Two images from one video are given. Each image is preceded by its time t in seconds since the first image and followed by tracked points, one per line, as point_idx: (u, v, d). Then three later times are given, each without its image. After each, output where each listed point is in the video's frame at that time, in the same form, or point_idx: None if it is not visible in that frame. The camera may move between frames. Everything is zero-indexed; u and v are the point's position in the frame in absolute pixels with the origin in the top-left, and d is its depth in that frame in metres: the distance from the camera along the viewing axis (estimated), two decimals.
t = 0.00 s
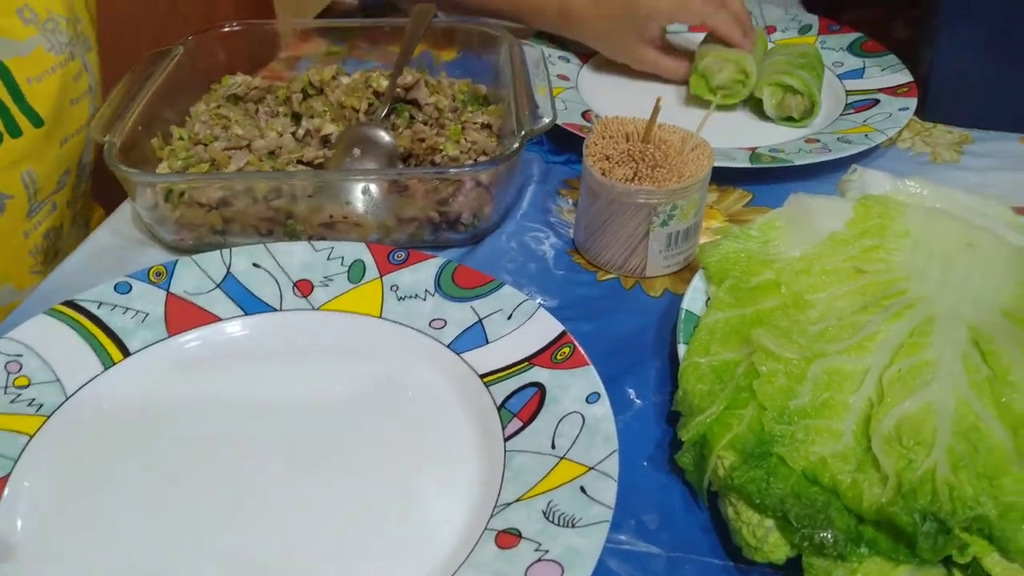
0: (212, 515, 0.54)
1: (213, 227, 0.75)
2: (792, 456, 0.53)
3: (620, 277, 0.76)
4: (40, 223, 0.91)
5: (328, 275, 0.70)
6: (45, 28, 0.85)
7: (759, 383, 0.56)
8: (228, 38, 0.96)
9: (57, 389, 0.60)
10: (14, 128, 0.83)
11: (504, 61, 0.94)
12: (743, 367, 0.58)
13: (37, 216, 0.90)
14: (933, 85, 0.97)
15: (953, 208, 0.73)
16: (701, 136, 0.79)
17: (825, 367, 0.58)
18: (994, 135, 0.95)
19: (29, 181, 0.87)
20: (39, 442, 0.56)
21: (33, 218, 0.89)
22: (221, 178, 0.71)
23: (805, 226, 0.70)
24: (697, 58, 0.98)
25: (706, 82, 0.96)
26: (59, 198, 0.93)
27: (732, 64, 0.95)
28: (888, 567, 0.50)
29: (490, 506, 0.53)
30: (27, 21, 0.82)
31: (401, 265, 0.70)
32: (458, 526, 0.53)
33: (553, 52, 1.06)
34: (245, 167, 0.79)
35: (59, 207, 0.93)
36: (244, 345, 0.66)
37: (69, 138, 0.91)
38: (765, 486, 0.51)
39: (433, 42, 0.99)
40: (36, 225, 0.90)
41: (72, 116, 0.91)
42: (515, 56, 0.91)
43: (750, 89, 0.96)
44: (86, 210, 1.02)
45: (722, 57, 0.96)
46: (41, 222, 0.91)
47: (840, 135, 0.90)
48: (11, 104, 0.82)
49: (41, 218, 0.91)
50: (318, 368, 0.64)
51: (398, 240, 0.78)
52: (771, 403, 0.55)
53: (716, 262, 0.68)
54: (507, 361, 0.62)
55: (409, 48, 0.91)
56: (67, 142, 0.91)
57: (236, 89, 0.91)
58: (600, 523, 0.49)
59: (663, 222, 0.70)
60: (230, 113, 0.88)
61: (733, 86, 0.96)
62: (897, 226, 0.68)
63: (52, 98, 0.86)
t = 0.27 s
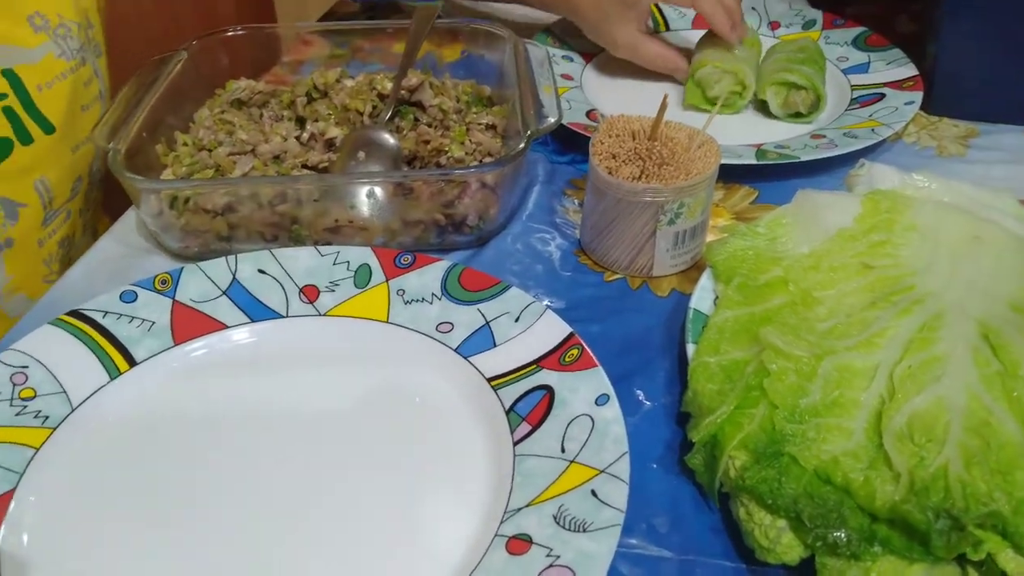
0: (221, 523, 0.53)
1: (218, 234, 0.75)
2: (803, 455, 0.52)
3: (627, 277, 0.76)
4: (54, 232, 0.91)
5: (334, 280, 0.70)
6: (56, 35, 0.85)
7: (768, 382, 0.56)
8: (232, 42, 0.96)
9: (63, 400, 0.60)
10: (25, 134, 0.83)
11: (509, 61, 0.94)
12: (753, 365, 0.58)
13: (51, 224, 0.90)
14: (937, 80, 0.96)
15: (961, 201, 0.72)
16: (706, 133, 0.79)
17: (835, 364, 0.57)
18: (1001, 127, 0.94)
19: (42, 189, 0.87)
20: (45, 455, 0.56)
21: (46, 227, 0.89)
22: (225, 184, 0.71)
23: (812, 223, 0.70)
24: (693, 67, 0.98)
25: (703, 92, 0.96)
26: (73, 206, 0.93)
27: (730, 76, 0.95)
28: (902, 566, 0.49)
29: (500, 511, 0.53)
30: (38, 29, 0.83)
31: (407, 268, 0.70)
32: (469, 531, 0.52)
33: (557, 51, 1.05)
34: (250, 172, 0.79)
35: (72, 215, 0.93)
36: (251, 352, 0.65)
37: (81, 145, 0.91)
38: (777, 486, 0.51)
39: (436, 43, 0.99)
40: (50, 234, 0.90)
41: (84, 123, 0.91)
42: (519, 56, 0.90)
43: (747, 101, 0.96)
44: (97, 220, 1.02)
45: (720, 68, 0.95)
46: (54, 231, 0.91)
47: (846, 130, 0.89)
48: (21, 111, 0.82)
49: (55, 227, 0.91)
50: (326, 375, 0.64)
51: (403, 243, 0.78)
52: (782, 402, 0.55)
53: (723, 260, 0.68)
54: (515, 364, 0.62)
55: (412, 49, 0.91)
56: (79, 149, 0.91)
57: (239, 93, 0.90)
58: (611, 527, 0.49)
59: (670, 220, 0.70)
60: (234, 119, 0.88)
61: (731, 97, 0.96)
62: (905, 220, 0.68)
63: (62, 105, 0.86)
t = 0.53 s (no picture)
0: (238, 524, 0.53)
1: (229, 233, 0.75)
2: (826, 449, 0.52)
3: (641, 272, 0.76)
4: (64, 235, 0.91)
5: (346, 278, 0.69)
6: (65, 40, 0.84)
7: (789, 375, 0.55)
8: (237, 42, 0.96)
9: (79, 401, 0.59)
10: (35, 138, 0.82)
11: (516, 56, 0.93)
12: (772, 359, 0.57)
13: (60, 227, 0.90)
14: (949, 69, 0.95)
15: (978, 191, 0.71)
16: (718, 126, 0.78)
17: (856, 357, 0.57)
18: (1014, 117, 0.93)
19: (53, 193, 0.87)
20: (62, 455, 0.56)
21: (57, 231, 0.89)
22: (235, 183, 0.70)
23: (827, 214, 0.69)
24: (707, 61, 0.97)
25: (716, 87, 0.96)
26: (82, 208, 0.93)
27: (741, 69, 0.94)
28: (929, 560, 0.49)
29: (520, 508, 0.52)
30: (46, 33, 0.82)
31: (420, 265, 0.70)
32: (487, 529, 0.52)
33: (564, 47, 1.05)
34: (259, 172, 0.79)
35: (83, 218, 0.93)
36: (264, 351, 0.65)
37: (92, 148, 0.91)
38: (801, 480, 0.50)
39: (442, 41, 0.98)
40: (60, 236, 0.90)
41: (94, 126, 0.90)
42: (527, 52, 0.90)
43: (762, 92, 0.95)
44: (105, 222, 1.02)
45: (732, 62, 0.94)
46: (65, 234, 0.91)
47: (858, 121, 0.89)
48: (31, 116, 0.81)
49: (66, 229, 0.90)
50: (341, 373, 0.63)
51: (415, 240, 0.77)
52: (803, 396, 0.54)
53: (739, 253, 0.67)
54: (531, 360, 0.61)
55: (419, 46, 0.91)
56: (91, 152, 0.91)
57: (247, 93, 0.90)
58: (634, 523, 0.48)
59: (684, 214, 0.70)
60: (242, 118, 0.87)
61: (744, 90, 0.95)
62: (923, 211, 0.67)
63: (71, 108, 0.85)
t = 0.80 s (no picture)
0: (219, 548, 0.53)
1: (211, 255, 0.75)
2: (806, 468, 0.52)
3: (623, 291, 0.76)
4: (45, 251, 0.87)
5: (328, 299, 0.69)
6: (43, 46, 0.81)
7: (770, 394, 0.55)
8: (221, 64, 0.96)
9: (57, 426, 0.59)
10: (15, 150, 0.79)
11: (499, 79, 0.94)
12: (752, 378, 0.58)
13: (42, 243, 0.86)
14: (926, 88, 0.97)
15: (955, 209, 0.72)
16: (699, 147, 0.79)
17: (835, 375, 0.57)
18: (989, 137, 0.95)
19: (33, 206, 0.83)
20: (39, 481, 0.55)
21: (41, 244, 0.86)
22: (217, 205, 0.70)
23: (806, 233, 0.70)
24: (687, 84, 0.98)
25: (697, 108, 0.97)
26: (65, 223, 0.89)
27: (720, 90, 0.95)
28: None
29: (502, 529, 0.52)
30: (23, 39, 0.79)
31: (403, 286, 0.70)
32: (470, 551, 0.52)
33: (546, 69, 1.05)
34: (242, 193, 0.79)
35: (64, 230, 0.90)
36: (246, 373, 0.65)
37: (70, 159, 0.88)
38: (781, 498, 0.50)
39: (427, 62, 0.99)
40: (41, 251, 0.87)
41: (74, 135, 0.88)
42: (510, 74, 0.90)
43: (741, 112, 0.96)
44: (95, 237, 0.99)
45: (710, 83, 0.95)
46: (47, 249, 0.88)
47: (837, 141, 0.90)
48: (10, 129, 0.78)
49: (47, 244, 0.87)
50: (323, 395, 0.63)
51: (398, 261, 0.77)
52: (783, 414, 0.54)
53: (719, 273, 0.68)
54: (513, 381, 0.62)
55: (403, 68, 0.91)
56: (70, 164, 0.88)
57: (231, 115, 0.90)
58: (616, 543, 0.48)
59: (665, 234, 0.70)
60: (225, 140, 0.88)
61: (724, 110, 0.96)
62: (900, 230, 0.68)
63: (51, 117, 0.83)
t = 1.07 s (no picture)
0: (225, 550, 0.52)
1: (216, 256, 0.75)
2: (815, 468, 0.52)
3: (629, 292, 0.76)
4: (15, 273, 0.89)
5: (334, 300, 0.69)
6: (22, 67, 0.87)
7: (777, 394, 0.55)
8: (227, 66, 0.95)
9: (63, 427, 0.59)
10: None
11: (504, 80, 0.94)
12: (760, 379, 0.58)
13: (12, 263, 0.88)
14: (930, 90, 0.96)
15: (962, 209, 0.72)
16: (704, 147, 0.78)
17: (843, 375, 0.57)
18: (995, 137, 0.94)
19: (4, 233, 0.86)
20: (45, 482, 0.55)
21: (6, 269, 0.88)
22: (223, 207, 0.70)
23: (813, 235, 0.70)
24: (692, 87, 1.00)
25: (701, 109, 0.97)
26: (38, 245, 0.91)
27: (726, 89, 0.95)
28: None
29: (509, 530, 0.52)
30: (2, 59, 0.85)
31: (408, 287, 0.70)
32: (477, 553, 0.52)
33: (550, 70, 1.05)
34: (247, 195, 0.79)
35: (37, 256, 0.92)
36: (252, 374, 0.65)
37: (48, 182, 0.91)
38: (790, 499, 0.50)
39: (432, 63, 0.98)
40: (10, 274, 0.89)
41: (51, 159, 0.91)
42: (514, 75, 0.90)
43: (746, 113, 0.96)
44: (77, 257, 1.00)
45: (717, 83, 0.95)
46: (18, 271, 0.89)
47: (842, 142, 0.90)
48: None
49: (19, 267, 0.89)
50: (329, 397, 0.63)
51: (403, 262, 0.77)
52: (790, 415, 0.54)
53: (726, 273, 0.67)
54: (519, 381, 0.61)
55: (408, 69, 0.91)
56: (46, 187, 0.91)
57: (235, 116, 0.90)
58: (623, 544, 0.48)
59: (671, 234, 0.70)
60: (230, 141, 0.87)
61: (729, 111, 0.95)
62: (907, 230, 0.67)
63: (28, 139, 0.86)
